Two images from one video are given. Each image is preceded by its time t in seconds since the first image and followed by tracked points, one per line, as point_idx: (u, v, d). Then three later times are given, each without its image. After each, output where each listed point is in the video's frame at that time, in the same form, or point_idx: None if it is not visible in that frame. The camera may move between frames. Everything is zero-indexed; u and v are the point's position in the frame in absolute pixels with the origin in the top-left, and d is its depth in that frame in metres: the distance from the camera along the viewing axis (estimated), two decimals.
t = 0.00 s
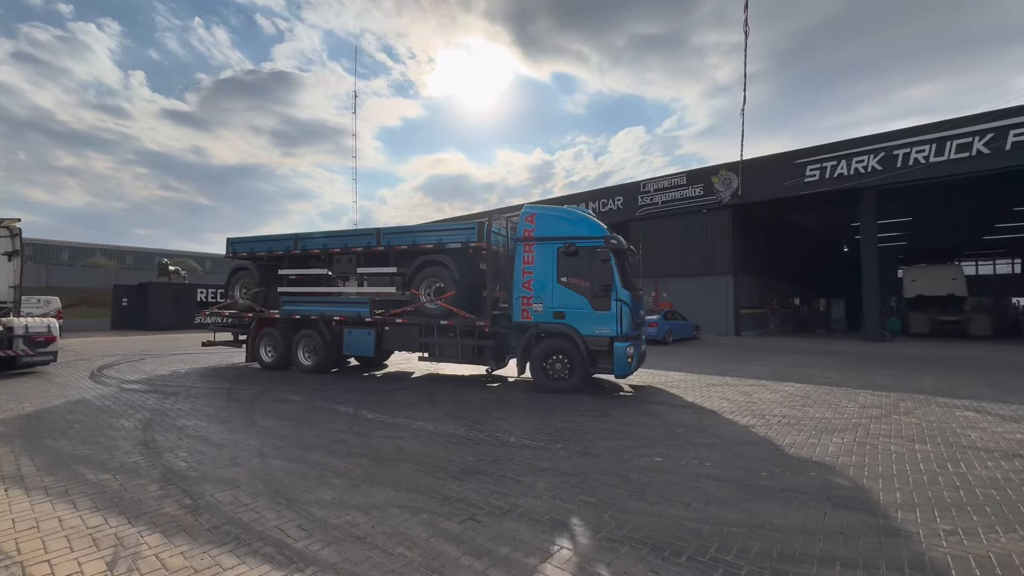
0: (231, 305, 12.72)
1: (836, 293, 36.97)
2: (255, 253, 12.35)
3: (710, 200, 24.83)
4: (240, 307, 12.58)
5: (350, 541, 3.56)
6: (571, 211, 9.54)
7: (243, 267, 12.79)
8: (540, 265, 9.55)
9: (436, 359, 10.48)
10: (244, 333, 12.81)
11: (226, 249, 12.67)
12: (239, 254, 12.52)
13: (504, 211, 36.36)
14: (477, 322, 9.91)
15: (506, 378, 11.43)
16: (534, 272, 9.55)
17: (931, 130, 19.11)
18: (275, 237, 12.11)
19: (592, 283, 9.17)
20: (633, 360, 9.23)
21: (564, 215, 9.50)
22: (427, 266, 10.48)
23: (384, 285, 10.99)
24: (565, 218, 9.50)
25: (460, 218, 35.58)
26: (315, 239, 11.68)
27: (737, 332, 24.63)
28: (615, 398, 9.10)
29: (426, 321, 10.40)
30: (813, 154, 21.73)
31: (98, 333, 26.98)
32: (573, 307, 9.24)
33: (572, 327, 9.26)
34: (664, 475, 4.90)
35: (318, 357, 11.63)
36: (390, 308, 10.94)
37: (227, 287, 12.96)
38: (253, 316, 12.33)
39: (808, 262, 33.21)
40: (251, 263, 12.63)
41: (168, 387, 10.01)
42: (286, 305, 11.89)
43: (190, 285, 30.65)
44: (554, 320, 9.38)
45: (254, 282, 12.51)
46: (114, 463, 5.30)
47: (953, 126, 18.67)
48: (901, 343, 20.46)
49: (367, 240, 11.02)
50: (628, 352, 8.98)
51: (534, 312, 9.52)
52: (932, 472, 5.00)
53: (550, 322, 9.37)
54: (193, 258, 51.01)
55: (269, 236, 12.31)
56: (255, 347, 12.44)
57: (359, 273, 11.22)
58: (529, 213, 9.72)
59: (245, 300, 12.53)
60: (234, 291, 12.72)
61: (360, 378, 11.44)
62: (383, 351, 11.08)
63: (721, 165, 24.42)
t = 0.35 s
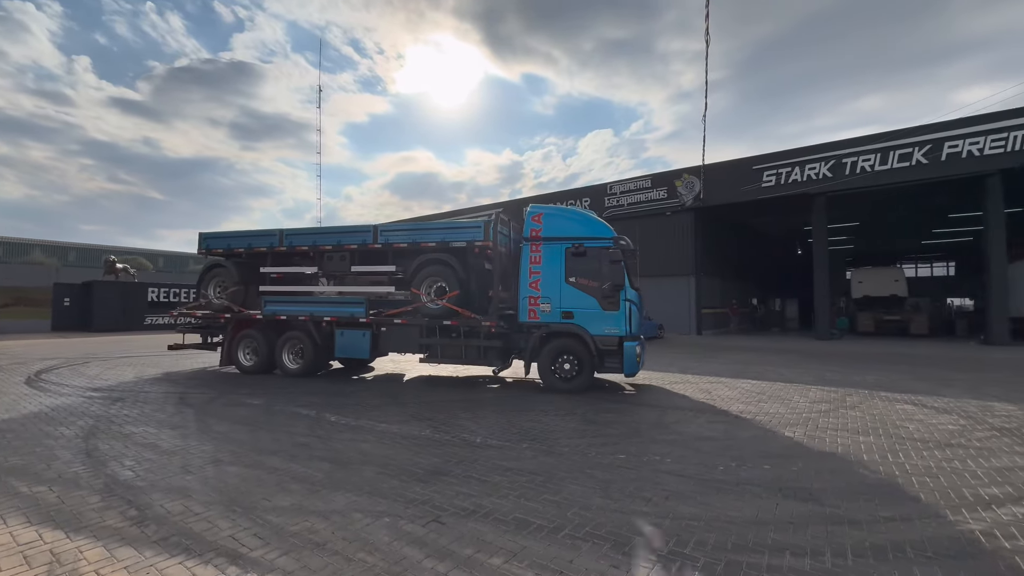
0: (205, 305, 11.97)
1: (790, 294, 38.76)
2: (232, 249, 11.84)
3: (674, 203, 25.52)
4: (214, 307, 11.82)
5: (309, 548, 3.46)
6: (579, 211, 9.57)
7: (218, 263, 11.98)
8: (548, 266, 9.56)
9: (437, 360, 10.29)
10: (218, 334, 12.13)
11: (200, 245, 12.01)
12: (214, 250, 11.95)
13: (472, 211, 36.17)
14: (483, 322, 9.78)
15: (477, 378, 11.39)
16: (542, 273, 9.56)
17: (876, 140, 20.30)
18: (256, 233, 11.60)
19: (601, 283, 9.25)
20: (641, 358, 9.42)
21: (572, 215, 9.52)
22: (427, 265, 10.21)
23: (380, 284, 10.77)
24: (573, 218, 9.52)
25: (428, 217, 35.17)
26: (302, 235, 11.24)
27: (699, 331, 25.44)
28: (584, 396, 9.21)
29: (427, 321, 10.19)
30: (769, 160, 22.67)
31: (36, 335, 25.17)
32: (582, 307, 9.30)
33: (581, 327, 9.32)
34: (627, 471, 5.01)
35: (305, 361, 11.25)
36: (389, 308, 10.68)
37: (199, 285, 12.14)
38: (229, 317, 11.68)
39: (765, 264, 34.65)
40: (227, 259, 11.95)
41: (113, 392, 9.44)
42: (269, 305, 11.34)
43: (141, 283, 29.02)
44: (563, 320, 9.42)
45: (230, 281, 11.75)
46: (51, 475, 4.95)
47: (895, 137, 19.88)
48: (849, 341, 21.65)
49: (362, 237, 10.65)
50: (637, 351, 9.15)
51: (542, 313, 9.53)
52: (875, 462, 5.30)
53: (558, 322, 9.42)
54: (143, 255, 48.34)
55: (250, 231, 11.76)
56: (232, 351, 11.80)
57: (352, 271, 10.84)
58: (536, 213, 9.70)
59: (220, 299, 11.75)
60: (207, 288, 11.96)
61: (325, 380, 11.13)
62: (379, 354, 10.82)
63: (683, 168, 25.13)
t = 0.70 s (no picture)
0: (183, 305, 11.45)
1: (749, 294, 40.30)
2: (212, 245, 11.26)
3: (640, 205, 26.09)
4: (193, 307, 11.25)
5: (265, 556, 3.34)
6: (586, 212, 9.72)
7: (196, 261, 11.42)
8: (556, 266, 9.61)
9: (441, 361, 10.08)
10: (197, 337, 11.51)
11: (177, 241, 11.40)
12: (192, 247, 11.36)
13: (441, 210, 35.89)
14: (492, 322, 9.72)
15: (447, 379, 11.27)
16: (551, 273, 9.58)
17: (827, 149, 21.36)
18: (241, 228, 11.10)
19: (610, 283, 9.42)
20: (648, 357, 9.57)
21: (579, 216, 9.66)
22: (432, 265, 10.06)
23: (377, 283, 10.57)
24: (581, 219, 9.64)
25: (395, 216, 34.68)
26: (294, 232, 10.84)
27: (664, 330, 26.09)
28: (554, 396, 9.26)
29: (431, 322, 10.00)
30: (730, 165, 23.49)
31: None
32: (591, 307, 9.40)
33: (591, 326, 9.40)
34: (592, 469, 5.08)
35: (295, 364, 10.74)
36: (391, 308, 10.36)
37: (176, 284, 11.54)
38: (209, 317, 11.10)
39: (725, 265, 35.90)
40: (208, 257, 11.39)
41: (52, 397, 8.84)
42: (255, 305, 10.79)
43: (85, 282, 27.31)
44: (572, 320, 9.47)
45: (210, 279, 11.21)
46: None
47: (845, 146, 20.97)
48: (803, 340, 22.70)
49: (362, 235, 10.41)
50: (646, 349, 9.30)
51: (551, 313, 9.55)
52: (825, 455, 5.58)
53: (568, 321, 9.47)
54: (87, 252, 45.49)
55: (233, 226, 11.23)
56: (215, 355, 11.17)
57: (351, 270, 10.58)
58: (543, 213, 9.72)
59: (200, 299, 11.23)
60: (187, 288, 11.41)
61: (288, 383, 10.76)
62: (379, 356, 10.40)
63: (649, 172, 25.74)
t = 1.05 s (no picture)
0: (164, 305, 10.89)
1: (713, 295, 41.59)
2: (199, 240, 10.71)
3: (609, 207, 26.57)
4: (179, 308, 10.75)
5: (219, 566, 3.21)
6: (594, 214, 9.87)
7: (180, 259, 10.91)
8: (566, 267, 9.66)
9: (449, 362, 9.96)
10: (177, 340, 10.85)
11: (158, 236, 10.73)
12: (175, 243, 10.72)
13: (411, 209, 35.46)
14: (502, 322, 9.79)
15: (418, 380, 11.12)
16: (560, 273, 9.63)
17: (786, 155, 22.30)
18: (231, 224, 10.62)
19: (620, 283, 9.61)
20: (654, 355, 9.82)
21: (588, 218, 9.78)
22: (441, 265, 10.04)
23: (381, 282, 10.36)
24: (589, 221, 9.77)
25: (364, 214, 34.04)
26: (291, 228, 10.47)
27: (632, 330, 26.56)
28: (524, 396, 9.26)
29: (440, 322, 9.93)
30: (696, 169, 24.18)
31: None
32: (601, 307, 9.55)
33: (601, 326, 9.56)
34: (559, 467, 5.13)
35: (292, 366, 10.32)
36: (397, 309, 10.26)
37: (158, 283, 10.99)
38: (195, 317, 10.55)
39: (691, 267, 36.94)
40: (195, 255, 10.88)
41: None
42: (249, 306, 10.33)
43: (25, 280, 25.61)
44: (582, 320, 9.58)
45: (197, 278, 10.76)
46: None
47: (803, 153, 21.93)
48: (764, 338, 23.57)
49: (366, 233, 10.21)
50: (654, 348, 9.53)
51: (561, 313, 9.61)
52: (782, 448, 5.82)
53: (578, 321, 9.57)
54: (28, 249, 42.71)
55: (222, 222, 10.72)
56: (202, 358, 10.58)
57: (353, 268, 10.33)
58: (552, 214, 9.73)
59: (186, 299, 10.78)
60: (172, 288, 10.89)
61: (250, 386, 10.37)
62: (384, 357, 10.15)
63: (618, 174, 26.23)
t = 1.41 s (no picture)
0: (155, 305, 10.41)
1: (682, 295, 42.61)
2: (195, 237, 10.25)
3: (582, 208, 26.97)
4: (171, 308, 10.31)
5: None
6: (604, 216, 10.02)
7: (173, 257, 10.43)
8: (577, 267, 9.76)
9: (461, 362, 10.01)
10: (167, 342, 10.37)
11: (151, 232, 10.25)
12: (168, 240, 10.23)
13: (383, 207, 35.02)
14: (515, 322, 9.93)
15: (389, 381, 10.99)
16: (572, 273, 9.73)
17: (751, 160, 23.05)
18: (230, 221, 10.19)
19: (630, 284, 9.81)
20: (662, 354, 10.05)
21: (599, 220, 9.92)
22: (454, 266, 10.05)
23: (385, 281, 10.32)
24: (600, 222, 9.91)
25: (334, 212, 33.42)
26: (295, 227, 10.12)
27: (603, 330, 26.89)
28: (497, 396, 9.27)
29: (452, 322, 9.98)
30: (666, 172, 24.71)
31: None
32: (612, 307, 9.72)
33: (611, 326, 9.73)
34: (527, 466, 5.16)
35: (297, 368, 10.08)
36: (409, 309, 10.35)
37: (148, 281, 10.47)
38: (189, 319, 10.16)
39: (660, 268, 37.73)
40: (188, 253, 10.41)
41: None
42: (249, 306, 10.01)
43: None
44: (593, 320, 9.72)
45: (191, 277, 10.31)
46: None
47: (766, 158, 22.73)
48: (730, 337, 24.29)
49: (376, 232, 10.03)
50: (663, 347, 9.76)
51: (572, 313, 9.72)
52: (742, 443, 6.03)
53: (590, 321, 9.71)
54: None
55: (220, 218, 10.28)
56: (197, 360, 10.11)
57: (362, 268, 10.07)
58: (563, 215, 9.83)
59: (180, 299, 10.34)
60: (163, 288, 10.43)
61: (212, 390, 10.01)
62: (395, 357, 10.10)
63: (591, 176, 26.60)
